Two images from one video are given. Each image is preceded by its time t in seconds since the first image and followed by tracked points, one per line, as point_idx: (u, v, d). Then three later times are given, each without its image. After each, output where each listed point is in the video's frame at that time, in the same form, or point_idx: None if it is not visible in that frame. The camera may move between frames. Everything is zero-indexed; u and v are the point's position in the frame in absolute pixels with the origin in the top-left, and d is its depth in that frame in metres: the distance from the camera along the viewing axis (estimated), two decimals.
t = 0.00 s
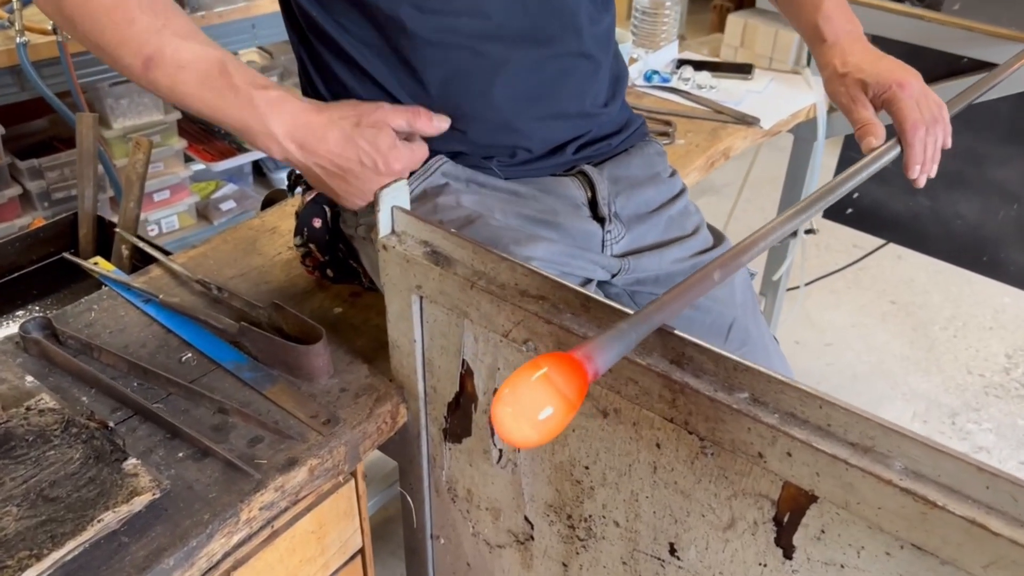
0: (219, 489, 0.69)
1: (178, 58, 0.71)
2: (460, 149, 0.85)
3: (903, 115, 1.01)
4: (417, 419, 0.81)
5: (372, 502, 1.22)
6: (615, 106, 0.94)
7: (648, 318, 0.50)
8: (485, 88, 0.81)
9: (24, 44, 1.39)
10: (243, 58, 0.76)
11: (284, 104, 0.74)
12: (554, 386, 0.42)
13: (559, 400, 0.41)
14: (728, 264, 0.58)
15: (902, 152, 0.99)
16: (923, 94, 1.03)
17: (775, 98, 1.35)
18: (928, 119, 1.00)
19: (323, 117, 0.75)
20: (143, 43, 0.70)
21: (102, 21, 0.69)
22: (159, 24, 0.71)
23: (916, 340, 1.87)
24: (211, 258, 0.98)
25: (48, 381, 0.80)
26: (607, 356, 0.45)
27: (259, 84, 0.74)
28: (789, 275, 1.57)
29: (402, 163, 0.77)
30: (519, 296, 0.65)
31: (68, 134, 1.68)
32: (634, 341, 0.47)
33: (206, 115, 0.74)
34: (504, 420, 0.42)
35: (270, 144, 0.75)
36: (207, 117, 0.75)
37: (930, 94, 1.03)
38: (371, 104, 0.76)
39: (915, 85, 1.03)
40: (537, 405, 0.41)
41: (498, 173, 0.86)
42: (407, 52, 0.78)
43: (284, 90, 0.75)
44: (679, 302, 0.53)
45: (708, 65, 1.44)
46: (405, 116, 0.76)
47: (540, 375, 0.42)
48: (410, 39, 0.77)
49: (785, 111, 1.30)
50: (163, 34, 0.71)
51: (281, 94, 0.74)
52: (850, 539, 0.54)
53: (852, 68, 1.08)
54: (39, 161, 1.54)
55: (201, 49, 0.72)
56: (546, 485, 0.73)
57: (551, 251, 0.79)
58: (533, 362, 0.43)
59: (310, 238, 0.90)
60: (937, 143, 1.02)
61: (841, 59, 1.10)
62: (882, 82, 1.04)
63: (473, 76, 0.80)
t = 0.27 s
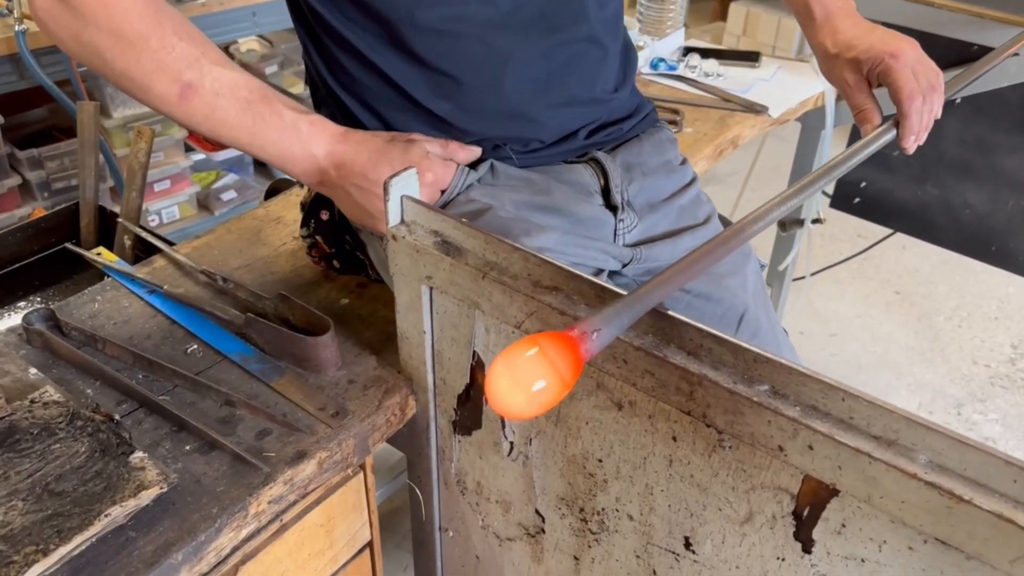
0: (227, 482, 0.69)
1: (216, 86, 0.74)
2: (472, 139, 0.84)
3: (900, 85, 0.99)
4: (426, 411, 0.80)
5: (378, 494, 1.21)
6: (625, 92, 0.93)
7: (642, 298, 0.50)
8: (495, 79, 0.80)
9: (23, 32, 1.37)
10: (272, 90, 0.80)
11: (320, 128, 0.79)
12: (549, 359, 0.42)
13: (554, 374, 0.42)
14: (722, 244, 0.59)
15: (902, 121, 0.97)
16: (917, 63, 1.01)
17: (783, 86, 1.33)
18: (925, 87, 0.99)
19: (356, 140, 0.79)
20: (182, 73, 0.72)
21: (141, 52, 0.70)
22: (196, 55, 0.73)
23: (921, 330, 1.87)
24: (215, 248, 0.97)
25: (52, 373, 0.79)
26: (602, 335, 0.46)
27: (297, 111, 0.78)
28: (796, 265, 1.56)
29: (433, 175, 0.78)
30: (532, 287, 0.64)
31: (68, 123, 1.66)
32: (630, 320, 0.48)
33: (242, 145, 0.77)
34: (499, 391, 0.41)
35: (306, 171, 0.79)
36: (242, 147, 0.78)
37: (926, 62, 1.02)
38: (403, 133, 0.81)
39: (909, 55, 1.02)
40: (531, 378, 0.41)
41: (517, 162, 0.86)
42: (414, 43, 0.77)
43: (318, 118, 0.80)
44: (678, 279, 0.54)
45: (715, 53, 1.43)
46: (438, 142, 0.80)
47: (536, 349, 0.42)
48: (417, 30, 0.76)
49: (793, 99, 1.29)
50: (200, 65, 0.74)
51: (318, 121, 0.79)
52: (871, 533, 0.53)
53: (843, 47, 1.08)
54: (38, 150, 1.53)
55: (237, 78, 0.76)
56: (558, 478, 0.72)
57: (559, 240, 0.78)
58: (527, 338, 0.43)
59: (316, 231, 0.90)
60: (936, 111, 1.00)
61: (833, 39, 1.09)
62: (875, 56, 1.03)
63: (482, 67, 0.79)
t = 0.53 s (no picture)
0: (236, 478, 0.68)
1: (222, 77, 0.74)
2: (480, 134, 0.84)
3: (900, 77, 0.98)
4: (434, 406, 0.79)
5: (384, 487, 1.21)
6: (635, 84, 0.92)
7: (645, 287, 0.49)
8: (505, 75, 0.80)
9: (23, 23, 1.36)
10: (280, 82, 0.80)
11: (327, 120, 0.78)
12: (550, 348, 0.41)
13: (554, 364, 0.41)
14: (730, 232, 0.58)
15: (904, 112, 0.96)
16: (918, 55, 1.00)
17: (789, 77, 1.32)
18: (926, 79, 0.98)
19: (364, 131, 0.78)
20: (187, 63, 0.72)
21: (146, 43, 0.70)
22: (202, 45, 0.73)
23: (925, 322, 1.86)
24: (220, 242, 0.96)
25: (57, 368, 0.78)
26: (604, 322, 0.44)
27: (303, 102, 0.78)
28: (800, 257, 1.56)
29: (442, 168, 0.77)
30: (544, 282, 0.63)
31: (67, 115, 1.65)
32: (631, 309, 0.47)
33: (249, 136, 0.77)
34: (502, 379, 0.41)
35: (313, 163, 0.78)
36: (248, 139, 0.77)
37: (927, 54, 1.01)
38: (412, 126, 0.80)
39: (910, 47, 1.01)
40: (532, 366, 0.40)
41: (525, 155, 0.86)
42: (424, 39, 0.77)
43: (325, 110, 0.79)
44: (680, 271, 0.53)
45: (719, 44, 1.42)
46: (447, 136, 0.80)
47: (537, 337, 0.41)
48: (426, 26, 0.76)
49: (800, 90, 1.28)
50: (206, 55, 0.73)
51: (325, 113, 0.78)
52: (889, 529, 0.53)
53: (844, 40, 1.07)
54: (38, 142, 1.51)
55: (244, 69, 0.76)
56: (568, 474, 0.71)
57: (568, 234, 0.77)
58: (531, 326, 0.42)
59: (323, 224, 0.89)
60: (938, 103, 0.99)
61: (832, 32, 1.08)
62: (875, 48, 1.02)
63: (492, 63, 0.78)
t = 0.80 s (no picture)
0: (234, 473, 0.68)
1: (219, 67, 0.73)
2: (479, 127, 0.84)
3: (879, 61, 0.98)
4: (433, 399, 0.79)
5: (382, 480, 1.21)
6: (633, 78, 0.92)
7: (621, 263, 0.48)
8: (506, 65, 0.79)
9: (16, 14, 1.34)
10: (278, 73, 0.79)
11: (325, 111, 0.77)
12: (524, 330, 0.40)
13: (527, 343, 0.40)
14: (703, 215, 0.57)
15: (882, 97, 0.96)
16: (898, 37, 1.00)
17: (788, 68, 1.32)
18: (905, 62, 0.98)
19: (362, 123, 0.78)
20: (184, 53, 0.71)
21: (142, 32, 0.69)
22: (198, 35, 0.72)
23: (923, 313, 1.86)
24: (216, 235, 0.96)
25: (52, 362, 0.78)
26: (578, 301, 0.44)
27: (301, 93, 0.77)
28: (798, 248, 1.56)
29: (440, 162, 0.76)
30: (543, 274, 0.63)
31: (62, 108, 1.64)
32: (607, 286, 0.46)
33: (246, 126, 0.76)
34: (472, 360, 0.40)
35: (309, 153, 0.78)
36: (245, 130, 0.76)
37: (907, 35, 1.01)
38: (411, 118, 0.80)
39: (889, 29, 1.00)
40: (505, 347, 0.40)
41: (524, 148, 0.85)
42: (425, 29, 0.77)
43: (323, 101, 0.79)
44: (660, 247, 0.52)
45: (718, 34, 1.41)
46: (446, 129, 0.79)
47: (512, 318, 0.41)
48: (428, 15, 0.75)
49: (799, 81, 1.28)
50: (203, 45, 0.72)
51: (322, 103, 0.78)
52: (890, 522, 0.53)
53: (824, 22, 1.06)
54: (33, 135, 1.51)
55: (241, 59, 0.75)
56: (568, 467, 0.71)
57: (566, 226, 0.77)
58: (505, 306, 0.42)
59: (320, 216, 0.89)
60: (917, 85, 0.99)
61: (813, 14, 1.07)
62: (855, 30, 1.02)
63: (493, 53, 0.78)
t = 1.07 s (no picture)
0: (234, 470, 0.67)
1: (218, 58, 0.73)
2: (480, 120, 0.83)
3: (867, 40, 0.97)
4: (434, 394, 0.79)
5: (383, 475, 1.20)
6: (636, 71, 0.92)
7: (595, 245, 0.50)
8: (510, 56, 0.78)
9: (10, 7, 1.33)
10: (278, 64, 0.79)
11: (325, 102, 0.77)
12: (501, 309, 0.42)
13: (505, 322, 0.42)
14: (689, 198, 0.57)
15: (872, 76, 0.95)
16: (884, 16, 0.99)
17: (788, 59, 1.31)
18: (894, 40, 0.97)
19: (363, 115, 0.77)
20: (183, 44, 0.71)
21: (140, 22, 0.68)
22: (197, 26, 0.72)
23: (923, 305, 1.86)
24: (214, 229, 0.95)
25: (50, 359, 0.77)
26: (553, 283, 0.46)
27: (302, 85, 0.77)
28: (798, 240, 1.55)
29: (442, 154, 0.76)
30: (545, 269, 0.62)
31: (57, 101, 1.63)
32: (582, 269, 0.48)
33: (246, 118, 0.75)
34: (451, 339, 0.42)
35: (309, 146, 0.77)
36: (245, 122, 0.76)
37: (894, 14, 1.00)
38: (412, 110, 0.79)
39: (874, 9, 1.00)
40: (484, 324, 0.42)
41: (525, 141, 0.85)
42: (427, 18, 0.76)
43: (324, 93, 0.78)
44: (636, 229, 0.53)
45: (719, 25, 1.40)
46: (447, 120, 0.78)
47: (490, 298, 0.42)
48: (431, 3, 0.75)
49: (799, 72, 1.27)
50: (202, 35, 0.72)
51: (323, 95, 0.77)
52: (897, 518, 0.52)
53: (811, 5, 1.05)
54: (28, 128, 1.49)
55: (241, 50, 0.74)
56: (571, 462, 0.70)
57: (567, 220, 0.78)
58: (482, 286, 0.44)
59: (320, 211, 0.88)
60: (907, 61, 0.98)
61: None
62: (841, 11, 1.01)
63: (497, 43, 0.77)
